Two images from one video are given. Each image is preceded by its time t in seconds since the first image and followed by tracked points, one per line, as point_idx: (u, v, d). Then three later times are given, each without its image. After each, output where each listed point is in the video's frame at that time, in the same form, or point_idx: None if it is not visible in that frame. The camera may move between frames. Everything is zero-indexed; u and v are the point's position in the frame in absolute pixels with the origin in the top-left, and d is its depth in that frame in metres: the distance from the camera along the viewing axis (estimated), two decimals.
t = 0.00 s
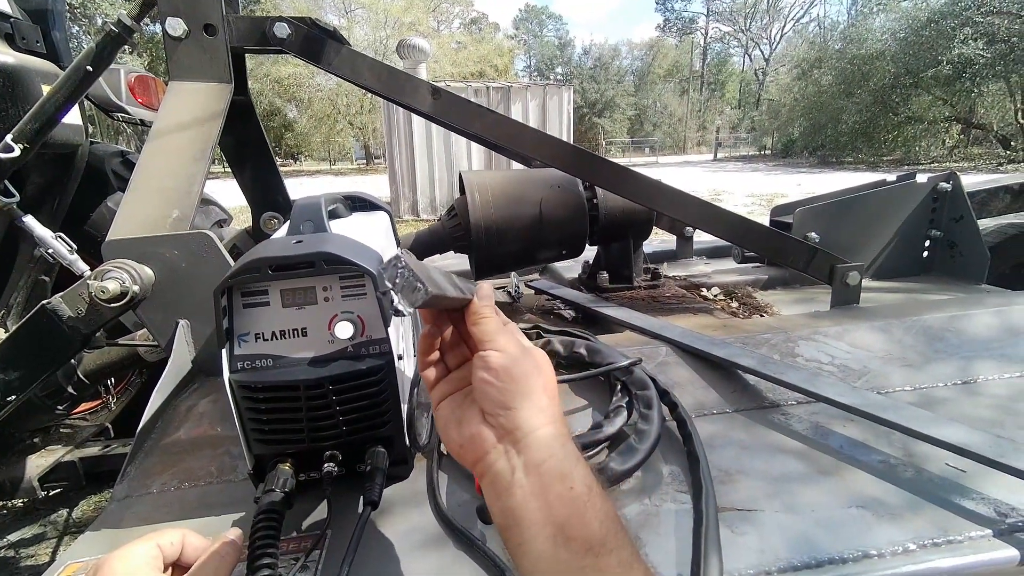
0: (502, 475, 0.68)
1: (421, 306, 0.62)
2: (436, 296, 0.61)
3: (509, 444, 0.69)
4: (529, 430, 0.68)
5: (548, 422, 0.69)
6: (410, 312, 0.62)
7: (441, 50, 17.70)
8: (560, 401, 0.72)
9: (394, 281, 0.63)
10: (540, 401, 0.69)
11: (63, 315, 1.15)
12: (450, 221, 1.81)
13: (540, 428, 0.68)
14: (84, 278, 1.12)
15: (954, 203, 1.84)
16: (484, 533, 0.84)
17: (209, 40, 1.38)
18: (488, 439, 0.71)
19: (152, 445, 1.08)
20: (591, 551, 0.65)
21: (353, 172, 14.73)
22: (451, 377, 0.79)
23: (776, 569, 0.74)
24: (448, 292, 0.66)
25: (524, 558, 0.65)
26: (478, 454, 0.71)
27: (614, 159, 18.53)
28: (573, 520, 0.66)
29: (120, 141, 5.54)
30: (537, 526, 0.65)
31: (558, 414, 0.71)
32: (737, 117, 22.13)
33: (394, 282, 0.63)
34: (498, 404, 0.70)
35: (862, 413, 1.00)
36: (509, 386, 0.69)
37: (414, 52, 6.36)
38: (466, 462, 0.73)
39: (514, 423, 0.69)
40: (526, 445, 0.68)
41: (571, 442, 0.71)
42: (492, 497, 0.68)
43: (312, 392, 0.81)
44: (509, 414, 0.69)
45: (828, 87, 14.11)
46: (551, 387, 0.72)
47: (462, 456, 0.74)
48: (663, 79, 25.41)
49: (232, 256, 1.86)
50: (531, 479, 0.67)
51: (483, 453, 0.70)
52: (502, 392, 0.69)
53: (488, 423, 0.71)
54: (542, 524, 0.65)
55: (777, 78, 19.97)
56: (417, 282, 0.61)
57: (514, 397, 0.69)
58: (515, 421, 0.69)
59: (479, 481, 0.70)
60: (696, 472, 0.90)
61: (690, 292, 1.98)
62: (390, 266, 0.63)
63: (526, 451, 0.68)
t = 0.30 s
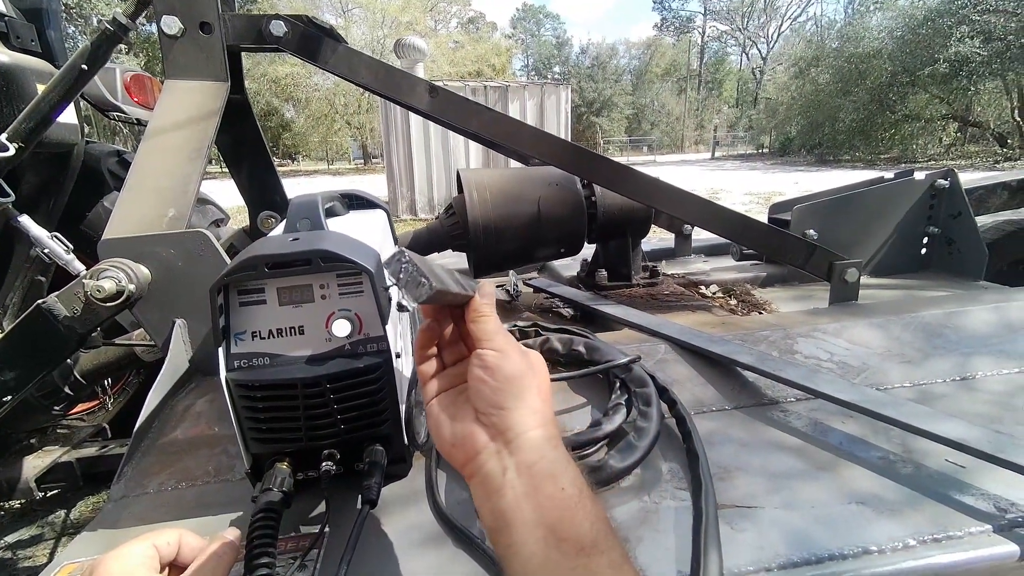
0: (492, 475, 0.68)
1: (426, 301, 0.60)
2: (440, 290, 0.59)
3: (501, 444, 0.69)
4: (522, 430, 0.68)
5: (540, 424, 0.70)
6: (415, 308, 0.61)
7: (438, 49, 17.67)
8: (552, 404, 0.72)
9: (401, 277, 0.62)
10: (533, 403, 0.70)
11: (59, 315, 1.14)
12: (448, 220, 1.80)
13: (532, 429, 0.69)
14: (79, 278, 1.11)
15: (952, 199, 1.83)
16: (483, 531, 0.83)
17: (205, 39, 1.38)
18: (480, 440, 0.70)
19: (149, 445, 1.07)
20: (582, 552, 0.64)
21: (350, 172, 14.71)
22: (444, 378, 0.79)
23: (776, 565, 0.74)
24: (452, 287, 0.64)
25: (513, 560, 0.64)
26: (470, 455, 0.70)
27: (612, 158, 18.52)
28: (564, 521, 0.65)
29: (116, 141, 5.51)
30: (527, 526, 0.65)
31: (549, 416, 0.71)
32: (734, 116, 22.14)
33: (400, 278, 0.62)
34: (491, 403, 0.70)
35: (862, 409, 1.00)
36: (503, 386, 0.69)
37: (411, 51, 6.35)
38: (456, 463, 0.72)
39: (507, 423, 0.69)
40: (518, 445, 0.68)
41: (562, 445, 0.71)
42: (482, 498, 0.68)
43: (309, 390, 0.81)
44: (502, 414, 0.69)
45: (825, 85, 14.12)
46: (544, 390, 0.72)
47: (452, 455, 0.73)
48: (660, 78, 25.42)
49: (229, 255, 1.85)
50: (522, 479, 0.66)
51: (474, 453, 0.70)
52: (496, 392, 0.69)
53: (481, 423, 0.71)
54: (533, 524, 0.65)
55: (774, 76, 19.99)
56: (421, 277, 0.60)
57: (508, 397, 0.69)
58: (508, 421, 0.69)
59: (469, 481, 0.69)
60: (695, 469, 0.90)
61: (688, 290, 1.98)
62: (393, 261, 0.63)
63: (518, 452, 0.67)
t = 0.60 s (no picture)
0: (488, 472, 0.67)
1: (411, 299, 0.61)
2: (425, 290, 0.60)
3: (496, 442, 0.68)
4: (518, 428, 0.68)
5: (535, 422, 0.70)
6: (401, 307, 0.61)
7: (438, 47, 17.64)
8: (547, 402, 0.72)
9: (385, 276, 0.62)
10: (529, 401, 0.70)
11: (59, 310, 1.14)
12: (448, 217, 1.80)
13: (527, 426, 0.69)
14: (79, 273, 1.10)
15: (952, 199, 1.83)
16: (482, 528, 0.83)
17: (205, 34, 1.37)
18: (474, 437, 0.70)
19: (149, 441, 1.07)
20: (577, 548, 0.65)
21: (349, 169, 14.69)
22: (438, 375, 0.78)
23: (774, 563, 0.74)
24: (437, 284, 0.65)
25: (508, 556, 0.64)
26: (464, 453, 0.70)
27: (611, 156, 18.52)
28: (559, 518, 0.65)
29: (114, 137, 5.49)
30: (523, 524, 0.65)
31: (544, 414, 0.71)
32: (735, 115, 22.13)
33: (385, 276, 0.62)
34: (486, 401, 0.69)
35: (861, 408, 1.00)
36: (499, 383, 0.69)
37: (411, 48, 6.34)
38: (450, 461, 0.72)
39: (503, 421, 0.68)
40: (514, 443, 0.68)
41: (556, 443, 0.71)
42: (477, 496, 0.67)
43: (310, 386, 0.81)
44: (498, 412, 0.69)
45: (825, 85, 14.11)
46: (539, 387, 0.72)
47: (446, 453, 0.73)
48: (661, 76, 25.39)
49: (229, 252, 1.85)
50: (518, 477, 0.66)
51: (469, 451, 0.69)
52: (492, 390, 0.69)
53: (475, 421, 0.70)
54: (529, 521, 0.65)
55: (774, 75, 19.97)
56: (406, 276, 0.60)
57: (504, 395, 0.69)
58: (503, 418, 0.68)
59: (464, 479, 0.69)
60: (694, 468, 0.90)
61: (688, 289, 1.98)
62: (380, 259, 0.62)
63: (514, 449, 0.67)
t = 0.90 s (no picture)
0: (483, 468, 0.67)
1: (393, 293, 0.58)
2: (407, 282, 0.57)
3: (491, 437, 0.68)
4: (513, 423, 0.68)
5: (530, 417, 0.69)
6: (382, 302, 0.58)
7: (441, 43, 17.60)
8: (541, 397, 0.72)
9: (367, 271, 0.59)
10: (523, 396, 0.69)
11: (60, 304, 1.14)
12: (450, 214, 1.80)
13: (522, 421, 0.68)
14: (81, 267, 1.10)
15: (956, 199, 1.82)
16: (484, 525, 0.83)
17: (207, 28, 1.37)
18: (469, 434, 0.70)
19: (150, 436, 1.07)
20: (574, 542, 0.64)
21: (351, 165, 14.67)
22: (434, 373, 0.79)
23: (777, 563, 0.74)
24: (420, 278, 0.62)
25: (505, 552, 0.64)
26: (460, 449, 0.70)
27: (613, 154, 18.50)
28: (555, 512, 0.65)
29: (114, 132, 5.48)
30: (519, 519, 0.65)
31: (539, 409, 0.71)
32: (737, 114, 22.10)
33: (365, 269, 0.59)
34: (480, 397, 0.69)
35: (865, 408, 1.00)
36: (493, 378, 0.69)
37: (413, 44, 6.32)
38: (447, 457, 0.72)
39: (498, 416, 0.68)
40: (509, 438, 0.67)
41: (551, 438, 0.71)
42: (473, 491, 0.67)
43: (312, 382, 0.80)
44: (493, 407, 0.69)
45: (828, 84, 14.08)
46: (533, 383, 0.72)
47: (443, 450, 0.72)
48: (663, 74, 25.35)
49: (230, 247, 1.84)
50: (513, 472, 0.66)
51: (465, 447, 0.69)
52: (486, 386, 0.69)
53: (470, 416, 0.70)
54: (525, 516, 0.64)
55: (777, 74, 19.94)
56: (387, 269, 0.57)
57: (497, 390, 0.68)
58: (498, 413, 0.68)
59: (461, 475, 0.69)
60: (697, 466, 0.89)
61: (690, 287, 1.97)
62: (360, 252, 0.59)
63: (509, 444, 0.67)
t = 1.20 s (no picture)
0: (484, 463, 0.67)
1: (399, 282, 0.61)
2: (414, 272, 0.59)
3: (493, 432, 0.68)
4: (514, 418, 0.68)
5: (531, 412, 0.69)
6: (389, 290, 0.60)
7: (444, 40, 17.58)
8: (542, 394, 0.72)
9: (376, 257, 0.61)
10: (524, 391, 0.70)
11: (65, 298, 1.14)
12: (453, 210, 1.80)
13: (524, 416, 0.69)
14: (85, 261, 1.10)
15: (961, 199, 1.82)
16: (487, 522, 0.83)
17: (212, 23, 1.37)
18: (471, 428, 0.70)
19: (154, 430, 1.07)
20: (574, 538, 0.64)
21: (354, 161, 14.67)
22: (436, 370, 0.78)
23: (779, 562, 0.74)
24: (427, 268, 0.64)
25: (506, 547, 0.64)
26: (462, 444, 0.69)
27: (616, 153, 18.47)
28: (555, 508, 0.65)
29: (117, 127, 5.48)
30: (520, 514, 0.64)
31: (540, 405, 0.71)
32: (741, 112, 22.04)
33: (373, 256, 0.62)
34: (482, 392, 0.69)
35: (868, 408, 1.00)
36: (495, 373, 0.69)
37: (417, 40, 6.31)
38: (448, 453, 0.71)
39: (500, 412, 0.68)
40: (511, 434, 0.67)
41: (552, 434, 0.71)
42: (474, 487, 0.67)
43: (316, 377, 0.80)
44: (495, 402, 0.69)
45: (832, 83, 14.04)
46: (535, 379, 0.72)
47: (443, 446, 0.72)
48: (667, 72, 25.28)
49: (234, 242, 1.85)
50: (515, 467, 0.66)
51: (466, 443, 0.69)
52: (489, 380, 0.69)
53: (472, 411, 0.70)
54: (527, 511, 0.64)
55: (782, 73, 19.89)
56: (396, 258, 0.59)
57: (500, 385, 0.69)
58: (500, 408, 0.68)
59: (462, 471, 0.69)
60: (699, 465, 0.90)
61: (693, 286, 1.97)
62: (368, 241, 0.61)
63: (510, 439, 0.67)
